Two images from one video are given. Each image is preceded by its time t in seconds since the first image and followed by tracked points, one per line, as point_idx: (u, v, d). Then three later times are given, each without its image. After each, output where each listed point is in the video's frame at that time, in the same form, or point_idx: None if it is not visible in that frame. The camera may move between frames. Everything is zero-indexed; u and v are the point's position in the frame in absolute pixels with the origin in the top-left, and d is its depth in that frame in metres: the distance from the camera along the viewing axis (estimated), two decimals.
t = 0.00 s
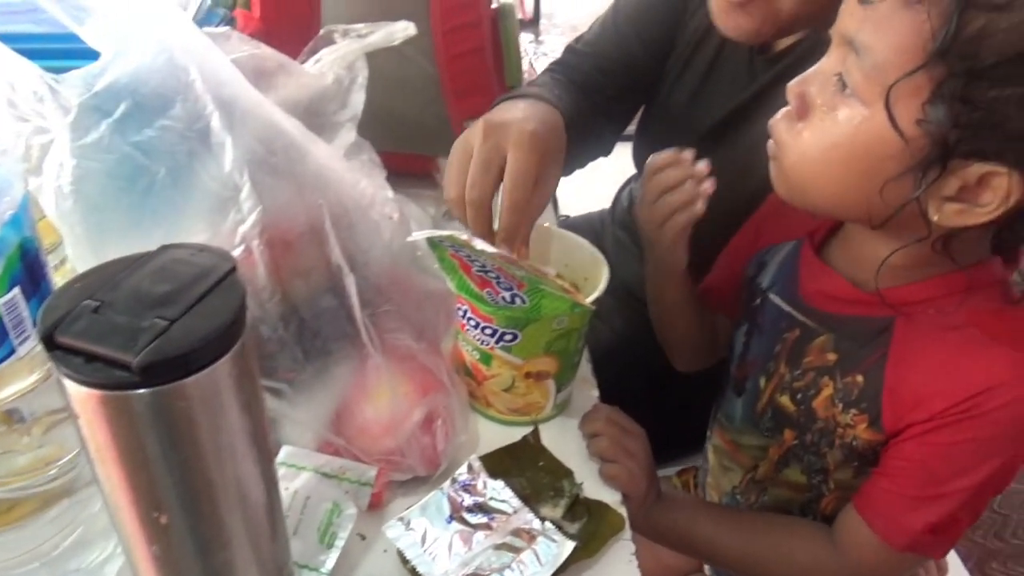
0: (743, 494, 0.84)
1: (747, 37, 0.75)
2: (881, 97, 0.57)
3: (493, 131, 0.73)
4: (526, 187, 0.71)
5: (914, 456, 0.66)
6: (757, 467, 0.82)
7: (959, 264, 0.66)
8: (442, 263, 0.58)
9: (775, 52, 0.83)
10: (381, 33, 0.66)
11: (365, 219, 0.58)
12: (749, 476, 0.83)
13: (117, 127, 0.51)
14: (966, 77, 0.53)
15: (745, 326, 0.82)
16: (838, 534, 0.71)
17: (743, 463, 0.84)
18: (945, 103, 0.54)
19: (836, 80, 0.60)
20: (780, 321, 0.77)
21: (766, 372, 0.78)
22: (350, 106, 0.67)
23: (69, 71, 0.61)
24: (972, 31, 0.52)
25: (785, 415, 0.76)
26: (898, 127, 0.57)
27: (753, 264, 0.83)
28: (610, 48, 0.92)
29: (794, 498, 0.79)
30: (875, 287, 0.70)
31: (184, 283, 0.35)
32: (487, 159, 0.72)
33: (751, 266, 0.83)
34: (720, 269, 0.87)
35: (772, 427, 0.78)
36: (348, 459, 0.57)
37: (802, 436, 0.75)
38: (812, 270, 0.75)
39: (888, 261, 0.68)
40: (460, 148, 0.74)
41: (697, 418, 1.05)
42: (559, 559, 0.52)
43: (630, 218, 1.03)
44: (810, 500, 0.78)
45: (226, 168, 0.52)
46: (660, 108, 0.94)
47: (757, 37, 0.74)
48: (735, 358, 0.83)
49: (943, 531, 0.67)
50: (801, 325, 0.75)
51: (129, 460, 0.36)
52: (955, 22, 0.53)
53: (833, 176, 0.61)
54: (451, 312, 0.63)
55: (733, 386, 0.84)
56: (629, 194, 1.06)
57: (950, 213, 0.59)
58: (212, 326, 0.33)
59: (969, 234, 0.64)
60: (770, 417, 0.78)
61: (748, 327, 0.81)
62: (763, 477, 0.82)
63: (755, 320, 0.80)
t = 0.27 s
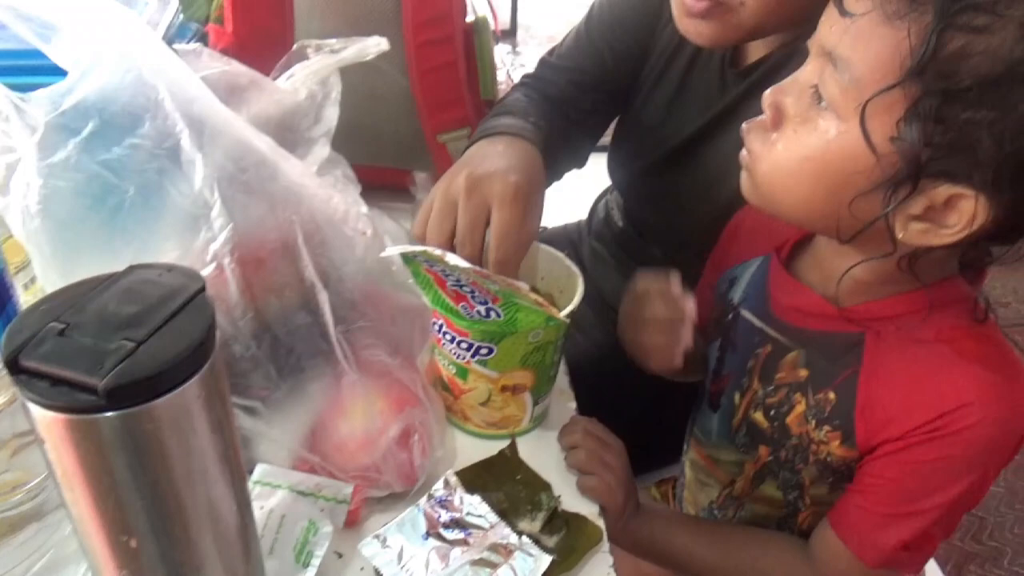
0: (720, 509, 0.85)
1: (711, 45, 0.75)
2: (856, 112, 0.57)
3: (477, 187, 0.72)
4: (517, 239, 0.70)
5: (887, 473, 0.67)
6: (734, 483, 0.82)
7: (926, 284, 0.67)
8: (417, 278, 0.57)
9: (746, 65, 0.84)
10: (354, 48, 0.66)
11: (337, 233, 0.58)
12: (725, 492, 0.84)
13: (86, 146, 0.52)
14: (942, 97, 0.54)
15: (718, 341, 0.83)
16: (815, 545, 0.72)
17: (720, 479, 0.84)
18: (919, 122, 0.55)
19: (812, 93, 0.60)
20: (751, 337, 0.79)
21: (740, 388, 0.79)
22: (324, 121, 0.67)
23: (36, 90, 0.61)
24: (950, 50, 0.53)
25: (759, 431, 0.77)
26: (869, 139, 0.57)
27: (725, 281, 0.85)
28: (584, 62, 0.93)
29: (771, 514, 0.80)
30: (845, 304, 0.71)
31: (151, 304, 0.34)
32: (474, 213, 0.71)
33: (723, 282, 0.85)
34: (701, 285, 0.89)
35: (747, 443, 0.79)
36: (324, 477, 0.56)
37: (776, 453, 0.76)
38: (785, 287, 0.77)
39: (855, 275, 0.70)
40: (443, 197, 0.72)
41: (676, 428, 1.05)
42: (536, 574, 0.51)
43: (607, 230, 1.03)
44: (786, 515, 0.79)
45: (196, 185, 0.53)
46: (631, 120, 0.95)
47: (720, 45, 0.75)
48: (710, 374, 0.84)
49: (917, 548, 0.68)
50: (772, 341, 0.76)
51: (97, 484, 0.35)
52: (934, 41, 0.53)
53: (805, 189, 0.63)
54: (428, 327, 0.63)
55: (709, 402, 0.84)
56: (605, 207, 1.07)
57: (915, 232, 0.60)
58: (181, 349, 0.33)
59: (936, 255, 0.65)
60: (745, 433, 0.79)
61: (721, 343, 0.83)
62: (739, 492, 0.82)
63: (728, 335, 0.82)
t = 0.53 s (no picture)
0: (707, 523, 0.84)
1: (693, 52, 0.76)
2: (843, 123, 0.58)
3: (452, 202, 0.72)
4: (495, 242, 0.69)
5: (872, 486, 0.67)
6: (718, 497, 0.82)
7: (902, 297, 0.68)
8: (403, 288, 0.57)
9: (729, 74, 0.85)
10: (337, 59, 0.66)
11: (322, 244, 0.58)
12: (711, 505, 0.83)
13: (67, 158, 0.52)
14: (930, 112, 0.54)
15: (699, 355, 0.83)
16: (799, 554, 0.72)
17: (705, 492, 0.83)
18: (907, 136, 0.56)
19: (799, 102, 0.61)
20: (733, 349, 0.79)
21: (723, 402, 0.79)
22: (307, 132, 0.67)
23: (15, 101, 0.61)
24: (941, 66, 0.53)
25: (741, 444, 0.77)
26: (853, 150, 0.58)
27: (704, 292, 0.85)
28: (568, 72, 0.93)
29: (757, 527, 0.80)
30: (827, 316, 0.72)
31: (132, 317, 0.34)
32: (451, 224, 0.71)
33: (702, 294, 0.85)
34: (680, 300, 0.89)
35: (731, 456, 0.79)
36: (311, 488, 0.56)
37: (761, 467, 0.76)
38: (763, 299, 0.77)
39: (837, 292, 0.70)
40: (421, 215, 0.72)
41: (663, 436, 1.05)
42: None
43: (592, 238, 1.03)
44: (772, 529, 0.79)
45: (178, 198, 0.53)
46: (615, 128, 0.95)
47: (701, 53, 0.75)
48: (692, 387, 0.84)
49: (903, 560, 0.68)
50: (753, 354, 0.77)
51: (78, 499, 0.35)
52: (926, 56, 0.54)
53: (788, 200, 0.63)
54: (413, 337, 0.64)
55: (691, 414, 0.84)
56: (590, 215, 1.07)
57: (893, 247, 0.61)
58: (160, 363, 0.33)
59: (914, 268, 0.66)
60: (729, 446, 0.79)
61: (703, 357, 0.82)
62: (725, 506, 0.82)
63: (709, 349, 0.82)
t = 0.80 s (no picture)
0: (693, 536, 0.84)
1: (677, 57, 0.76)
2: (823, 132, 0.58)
3: (418, 189, 0.73)
4: (461, 235, 0.70)
5: (858, 496, 0.68)
6: (705, 510, 0.82)
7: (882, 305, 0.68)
8: (390, 296, 0.57)
9: (714, 81, 0.85)
10: (324, 67, 0.66)
11: (306, 251, 0.58)
12: (697, 518, 0.83)
13: (49, 168, 0.52)
14: (907, 122, 0.55)
15: (683, 366, 0.84)
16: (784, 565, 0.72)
17: (691, 505, 0.83)
18: (883, 145, 0.56)
19: (775, 114, 0.61)
20: (717, 360, 0.79)
21: (708, 415, 0.80)
22: (294, 140, 0.67)
23: None
24: (916, 75, 0.54)
25: (728, 457, 0.77)
26: (835, 159, 0.58)
27: (688, 303, 0.86)
28: (553, 79, 0.94)
29: (746, 538, 0.80)
30: (813, 327, 0.72)
31: (115, 328, 0.34)
32: (419, 215, 0.71)
33: (687, 304, 0.86)
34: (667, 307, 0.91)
35: (717, 469, 0.79)
36: (298, 497, 0.55)
37: (747, 479, 0.76)
38: (745, 308, 0.78)
39: (824, 304, 0.71)
40: (388, 204, 0.72)
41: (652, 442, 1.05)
42: None
43: (581, 245, 1.04)
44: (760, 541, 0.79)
45: (163, 207, 0.53)
46: (602, 136, 0.95)
47: (687, 59, 0.76)
48: (677, 400, 0.85)
49: (890, 569, 0.69)
50: (737, 366, 0.77)
51: (62, 511, 0.35)
52: (902, 66, 0.54)
53: (769, 213, 0.63)
54: (400, 343, 0.64)
55: (676, 426, 0.85)
56: (578, 222, 1.07)
57: (879, 257, 0.61)
58: (142, 373, 0.32)
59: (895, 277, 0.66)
60: (715, 458, 0.79)
61: (688, 369, 0.83)
62: (711, 518, 0.82)
63: (694, 362, 0.82)
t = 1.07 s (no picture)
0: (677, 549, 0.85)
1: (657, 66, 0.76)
2: (773, 147, 0.59)
3: (389, 182, 0.74)
4: (433, 224, 0.71)
5: (842, 509, 0.68)
6: (688, 522, 0.83)
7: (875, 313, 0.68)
8: (371, 305, 0.56)
9: (694, 88, 0.86)
10: (303, 76, 0.66)
11: (286, 260, 0.59)
12: (681, 530, 0.84)
13: (23, 178, 0.51)
14: (851, 124, 0.55)
15: (669, 376, 0.85)
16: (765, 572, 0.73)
17: (675, 518, 0.84)
18: (835, 148, 0.57)
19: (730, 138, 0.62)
20: (703, 371, 0.80)
21: (693, 425, 0.80)
22: (273, 149, 0.67)
23: None
24: (854, 78, 0.55)
25: (714, 469, 0.78)
26: (795, 168, 0.59)
27: (676, 313, 0.86)
28: (534, 86, 0.94)
29: (731, 549, 0.80)
30: (799, 338, 0.72)
31: (88, 340, 0.34)
32: (391, 206, 0.72)
33: (675, 314, 0.86)
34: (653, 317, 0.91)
35: (702, 481, 0.79)
36: (279, 508, 0.55)
37: (732, 491, 0.77)
38: (731, 319, 0.78)
39: (804, 309, 0.71)
40: (363, 200, 0.74)
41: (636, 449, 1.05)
42: None
43: (564, 252, 1.04)
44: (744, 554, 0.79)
45: (140, 217, 0.53)
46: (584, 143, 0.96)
47: (667, 66, 0.76)
48: (663, 411, 0.85)
49: None
50: (725, 377, 0.77)
51: (36, 526, 0.34)
52: (838, 72, 0.55)
53: (749, 228, 0.64)
54: (382, 351, 0.64)
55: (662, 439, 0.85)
56: (561, 229, 1.08)
57: (853, 258, 0.61)
58: (118, 385, 0.32)
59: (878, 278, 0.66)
60: (700, 471, 0.79)
61: (673, 378, 0.84)
62: (695, 531, 0.82)
63: (680, 372, 0.83)
